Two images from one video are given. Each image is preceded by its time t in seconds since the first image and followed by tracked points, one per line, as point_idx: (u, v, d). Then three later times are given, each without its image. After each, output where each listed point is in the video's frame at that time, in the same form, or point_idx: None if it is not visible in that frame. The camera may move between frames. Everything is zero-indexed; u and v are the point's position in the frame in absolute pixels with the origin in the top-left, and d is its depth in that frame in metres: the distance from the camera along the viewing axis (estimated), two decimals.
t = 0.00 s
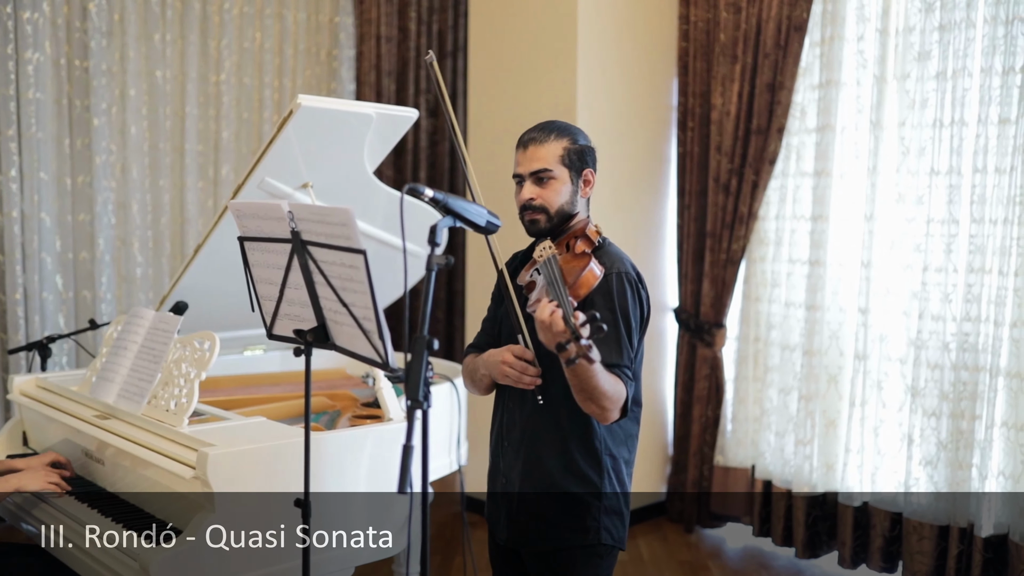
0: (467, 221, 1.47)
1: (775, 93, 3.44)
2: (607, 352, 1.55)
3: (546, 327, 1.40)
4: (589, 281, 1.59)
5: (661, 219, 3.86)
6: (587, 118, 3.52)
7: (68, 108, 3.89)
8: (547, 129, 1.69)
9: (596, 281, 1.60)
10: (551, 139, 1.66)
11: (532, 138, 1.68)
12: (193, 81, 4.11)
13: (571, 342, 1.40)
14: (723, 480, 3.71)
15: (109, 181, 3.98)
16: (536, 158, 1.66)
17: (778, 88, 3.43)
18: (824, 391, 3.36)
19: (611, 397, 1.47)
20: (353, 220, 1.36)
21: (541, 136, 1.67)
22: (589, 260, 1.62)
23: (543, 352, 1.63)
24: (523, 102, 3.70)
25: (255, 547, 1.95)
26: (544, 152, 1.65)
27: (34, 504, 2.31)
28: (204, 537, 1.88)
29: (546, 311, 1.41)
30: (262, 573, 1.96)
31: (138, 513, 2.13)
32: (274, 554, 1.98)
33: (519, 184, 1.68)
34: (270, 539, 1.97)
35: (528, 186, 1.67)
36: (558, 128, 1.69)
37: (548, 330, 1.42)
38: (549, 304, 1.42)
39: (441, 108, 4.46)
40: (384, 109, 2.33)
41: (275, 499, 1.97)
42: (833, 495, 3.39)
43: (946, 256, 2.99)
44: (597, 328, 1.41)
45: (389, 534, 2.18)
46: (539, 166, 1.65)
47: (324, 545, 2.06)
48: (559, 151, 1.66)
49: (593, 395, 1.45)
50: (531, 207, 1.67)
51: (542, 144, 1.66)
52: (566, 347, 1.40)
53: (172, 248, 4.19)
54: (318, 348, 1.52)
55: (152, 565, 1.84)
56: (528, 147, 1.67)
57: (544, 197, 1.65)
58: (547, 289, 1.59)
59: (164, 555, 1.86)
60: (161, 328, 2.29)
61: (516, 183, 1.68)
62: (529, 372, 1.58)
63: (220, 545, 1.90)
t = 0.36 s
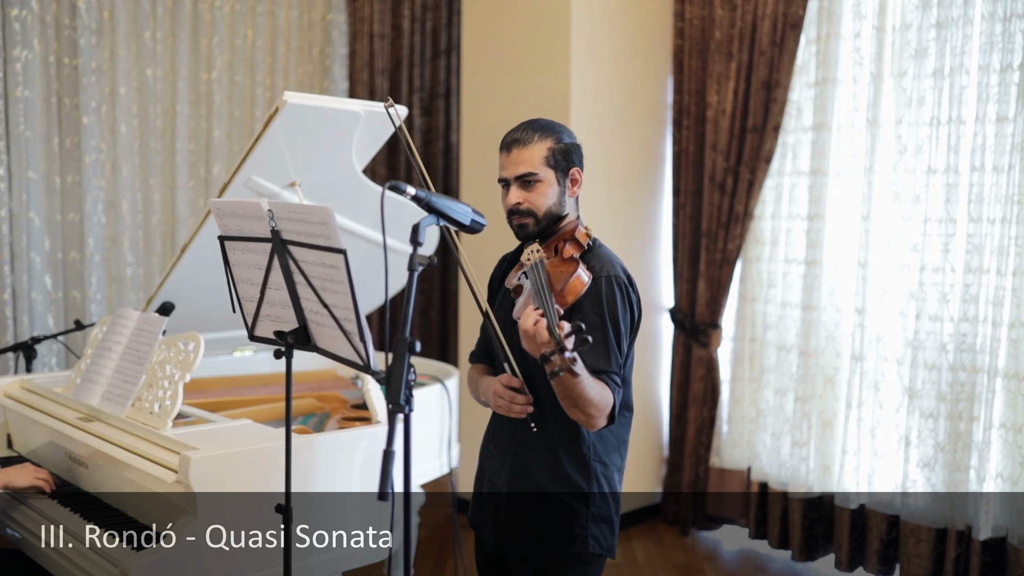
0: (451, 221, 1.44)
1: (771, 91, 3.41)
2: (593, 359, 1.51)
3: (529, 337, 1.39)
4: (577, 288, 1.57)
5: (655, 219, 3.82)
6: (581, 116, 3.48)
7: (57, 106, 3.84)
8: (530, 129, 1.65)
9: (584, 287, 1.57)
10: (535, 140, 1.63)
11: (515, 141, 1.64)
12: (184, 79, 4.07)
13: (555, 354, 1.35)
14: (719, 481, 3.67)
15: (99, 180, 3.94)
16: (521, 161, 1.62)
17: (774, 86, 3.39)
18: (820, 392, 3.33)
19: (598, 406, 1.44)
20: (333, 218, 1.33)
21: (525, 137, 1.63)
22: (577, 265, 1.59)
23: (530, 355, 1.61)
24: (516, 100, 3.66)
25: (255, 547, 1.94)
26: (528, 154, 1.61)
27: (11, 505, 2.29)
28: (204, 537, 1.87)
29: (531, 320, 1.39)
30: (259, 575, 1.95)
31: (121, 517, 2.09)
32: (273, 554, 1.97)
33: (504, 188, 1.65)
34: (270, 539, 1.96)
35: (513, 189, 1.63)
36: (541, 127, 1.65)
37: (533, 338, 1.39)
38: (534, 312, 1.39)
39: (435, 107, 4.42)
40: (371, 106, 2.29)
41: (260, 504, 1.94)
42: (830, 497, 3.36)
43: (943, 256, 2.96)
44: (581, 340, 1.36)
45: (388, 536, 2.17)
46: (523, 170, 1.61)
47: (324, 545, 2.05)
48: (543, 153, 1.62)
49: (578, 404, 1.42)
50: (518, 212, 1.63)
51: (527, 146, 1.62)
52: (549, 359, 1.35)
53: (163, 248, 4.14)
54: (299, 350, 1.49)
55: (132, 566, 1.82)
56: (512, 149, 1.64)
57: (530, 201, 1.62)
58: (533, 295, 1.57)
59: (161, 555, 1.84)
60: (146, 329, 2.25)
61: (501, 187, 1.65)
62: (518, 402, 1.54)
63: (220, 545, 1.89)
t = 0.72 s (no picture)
0: (441, 220, 1.41)
1: (773, 89, 3.37)
2: (582, 357, 1.48)
3: (518, 336, 1.35)
4: (571, 293, 1.52)
5: (656, 219, 3.78)
6: (580, 115, 3.45)
7: (52, 104, 3.81)
8: (550, 121, 1.65)
9: (578, 291, 1.53)
10: (548, 130, 1.63)
11: (532, 128, 1.65)
12: (181, 78, 4.04)
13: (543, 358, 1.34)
14: (720, 484, 3.64)
15: (95, 180, 3.91)
16: (529, 147, 1.62)
17: (776, 84, 3.35)
18: (823, 393, 3.29)
19: (582, 407, 1.43)
20: (319, 217, 1.29)
21: (541, 126, 1.64)
22: (573, 268, 1.54)
23: (521, 359, 1.60)
24: (515, 98, 3.63)
25: (255, 546, 1.94)
26: (538, 141, 1.62)
27: None
28: (204, 537, 1.85)
29: (520, 319, 1.36)
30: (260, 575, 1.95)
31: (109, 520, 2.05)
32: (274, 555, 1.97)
33: (511, 171, 1.65)
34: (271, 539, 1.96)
35: (516, 172, 1.63)
36: (563, 121, 1.65)
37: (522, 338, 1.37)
38: (524, 312, 1.36)
39: (434, 106, 4.40)
40: (366, 104, 2.26)
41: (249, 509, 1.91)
42: (832, 500, 3.32)
43: (946, 256, 2.91)
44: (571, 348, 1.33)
45: (388, 535, 2.25)
46: (529, 155, 1.61)
47: (324, 545, 2.04)
48: (553, 143, 1.61)
49: (563, 405, 1.41)
50: (515, 195, 1.62)
51: (539, 133, 1.63)
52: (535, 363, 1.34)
53: (159, 248, 4.10)
54: (286, 352, 1.45)
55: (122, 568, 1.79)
56: (525, 135, 1.64)
57: (528, 187, 1.61)
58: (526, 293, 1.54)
59: (158, 556, 1.81)
60: (138, 330, 2.22)
61: (508, 169, 1.65)
62: (475, 440, 1.62)
63: (220, 545, 1.88)
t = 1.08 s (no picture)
0: (437, 220, 1.38)
1: (783, 88, 3.32)
2: (584, 366, 1.46)
3: (516, 364, 1.36)
4: (568, 313, 1.45)
5: (666, 220, 3.74)
6: (589, 114, 3.41)
7: (60, 105, 3.82)
8: (564, 119, 1.64)
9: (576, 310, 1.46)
10: (560, 126, 1.61)
11: (546, 124, 1.63)
12: (189, 78, 4.03)
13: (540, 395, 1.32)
14: (732, 487, 3.59)
15: (103, 180, 3.91)
16: (539, 140, 1.60)
17: (787, 82, 3.31)
18: (835, 395, 3.24)
19: (588, 423, 1.41)
20: (311, 217, 1.27)
21: (555, 123, 1.62)
22: (573, 286, 1.47)
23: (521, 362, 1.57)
24: (522, 97, 3.59)
25: (255, 547, 1.92)
26: (549, 136, 1.60)
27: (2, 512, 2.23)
28: (204, 537, 1.83)
29: (518, 349, 1.35)
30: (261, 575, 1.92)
31: (110, 523, 2.03)
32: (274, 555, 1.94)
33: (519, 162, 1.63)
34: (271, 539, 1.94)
35: (523, 163, 1.61)
36: (576, 121, 1.63)
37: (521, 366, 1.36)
38: (521, 341, 1.35)
39: (443, 106, 4.37)
40: (369, 103, 2.24)
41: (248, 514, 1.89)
42: (844, 504, 3.27)
43: (961, 256, 2.86)
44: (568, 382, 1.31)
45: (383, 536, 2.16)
46: (538, 147, 1.59)
47: (324, 545, 2.01)
48: (564, 139, 1.59)
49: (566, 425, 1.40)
50: (519, 186, 1.60)
51: (550, 128, 1.61)
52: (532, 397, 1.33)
53: (168, 248, 4.10)
54: (281, 355, 1.43)
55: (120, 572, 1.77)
56: (538, 129, 1.63)
57: (532, 179, 1.58)
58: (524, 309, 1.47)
59: (157, 561, 1.79)
60: (140, 331, 2.21)
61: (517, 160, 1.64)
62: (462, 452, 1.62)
63: (220, 545, 1.86)
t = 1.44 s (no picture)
0: (475, 206, 1.36)
1: (837, 73, 3.21)
2: (632, 353, 1.41)
3: (568, 355, 1.31)
4: (615, 302, 1.39)
5: (716, 208, 3.65)
6: (636, 100, 3.34)
7: (113, 95, 3.88)
8: (608, 102, 1.59)
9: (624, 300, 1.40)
10: (604, 111, 1.56)
11: (590, 107, 1.58)
12: (238, 69, 4.07)
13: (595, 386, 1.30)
14: (782, 480, 3.51)
15: (154, 170, 3.97)
16: (583, 124, 1.56)
17: (840, 67, 3.20)
18: (889, 388, 3.13)
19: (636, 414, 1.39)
20: (347, 204, 1.25)
21: (599, 107, 1.57)
22: (620, 275, 1.41)
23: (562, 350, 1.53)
24: (568, 83, 3.54)
25: (255, 547, 1.86)
26: (593, 120, 1.55)
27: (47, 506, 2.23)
28: (204, 537, 1.79)
29: (570, 339, 1.32)
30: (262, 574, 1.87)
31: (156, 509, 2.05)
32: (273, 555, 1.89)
33: (563, 147, 1.59)
34: (270, 539, 1.88)
35: (568, 148, 1.56)
36: (620, 106, 1.58)
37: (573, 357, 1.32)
38: (573, 332, 1.31)
39: (490, 94, 4.34)
40: (411, 90, 2.22)
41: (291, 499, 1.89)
42: (898, 499, 3.17)
43: None
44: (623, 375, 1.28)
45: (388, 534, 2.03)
46: (583, 131, 1.55)
47: (324, 546, 1.94)
48: (609, 123, 1.54)
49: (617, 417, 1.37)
50: (564, 172, 1.56)
51: (594, 113, 1.56)
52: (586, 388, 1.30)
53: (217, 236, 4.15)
54: (317, 342, 1.42)
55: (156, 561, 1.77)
56: (581, 113, 1.58)
57: (579, 164, 1.54)
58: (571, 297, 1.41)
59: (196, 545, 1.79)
60: (186, 319, 2.22)
61: (561, 145, 1.59)
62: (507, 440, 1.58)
63: (220, 546, 1.80)
